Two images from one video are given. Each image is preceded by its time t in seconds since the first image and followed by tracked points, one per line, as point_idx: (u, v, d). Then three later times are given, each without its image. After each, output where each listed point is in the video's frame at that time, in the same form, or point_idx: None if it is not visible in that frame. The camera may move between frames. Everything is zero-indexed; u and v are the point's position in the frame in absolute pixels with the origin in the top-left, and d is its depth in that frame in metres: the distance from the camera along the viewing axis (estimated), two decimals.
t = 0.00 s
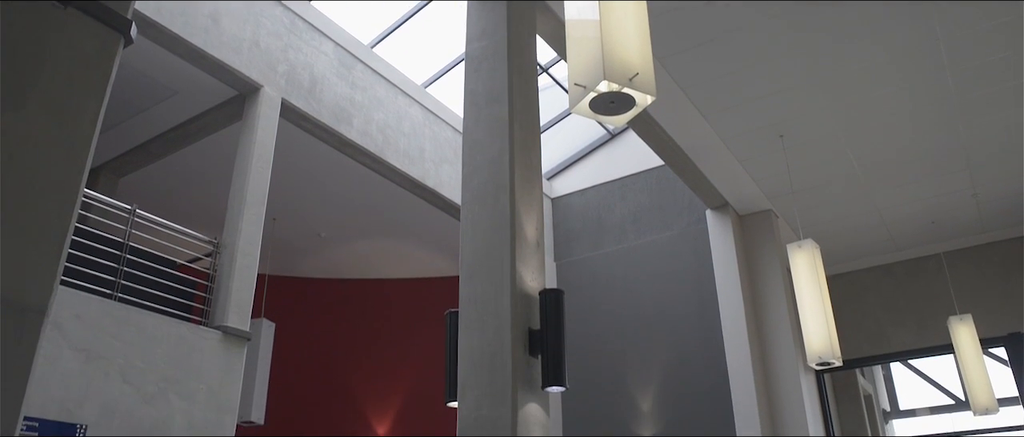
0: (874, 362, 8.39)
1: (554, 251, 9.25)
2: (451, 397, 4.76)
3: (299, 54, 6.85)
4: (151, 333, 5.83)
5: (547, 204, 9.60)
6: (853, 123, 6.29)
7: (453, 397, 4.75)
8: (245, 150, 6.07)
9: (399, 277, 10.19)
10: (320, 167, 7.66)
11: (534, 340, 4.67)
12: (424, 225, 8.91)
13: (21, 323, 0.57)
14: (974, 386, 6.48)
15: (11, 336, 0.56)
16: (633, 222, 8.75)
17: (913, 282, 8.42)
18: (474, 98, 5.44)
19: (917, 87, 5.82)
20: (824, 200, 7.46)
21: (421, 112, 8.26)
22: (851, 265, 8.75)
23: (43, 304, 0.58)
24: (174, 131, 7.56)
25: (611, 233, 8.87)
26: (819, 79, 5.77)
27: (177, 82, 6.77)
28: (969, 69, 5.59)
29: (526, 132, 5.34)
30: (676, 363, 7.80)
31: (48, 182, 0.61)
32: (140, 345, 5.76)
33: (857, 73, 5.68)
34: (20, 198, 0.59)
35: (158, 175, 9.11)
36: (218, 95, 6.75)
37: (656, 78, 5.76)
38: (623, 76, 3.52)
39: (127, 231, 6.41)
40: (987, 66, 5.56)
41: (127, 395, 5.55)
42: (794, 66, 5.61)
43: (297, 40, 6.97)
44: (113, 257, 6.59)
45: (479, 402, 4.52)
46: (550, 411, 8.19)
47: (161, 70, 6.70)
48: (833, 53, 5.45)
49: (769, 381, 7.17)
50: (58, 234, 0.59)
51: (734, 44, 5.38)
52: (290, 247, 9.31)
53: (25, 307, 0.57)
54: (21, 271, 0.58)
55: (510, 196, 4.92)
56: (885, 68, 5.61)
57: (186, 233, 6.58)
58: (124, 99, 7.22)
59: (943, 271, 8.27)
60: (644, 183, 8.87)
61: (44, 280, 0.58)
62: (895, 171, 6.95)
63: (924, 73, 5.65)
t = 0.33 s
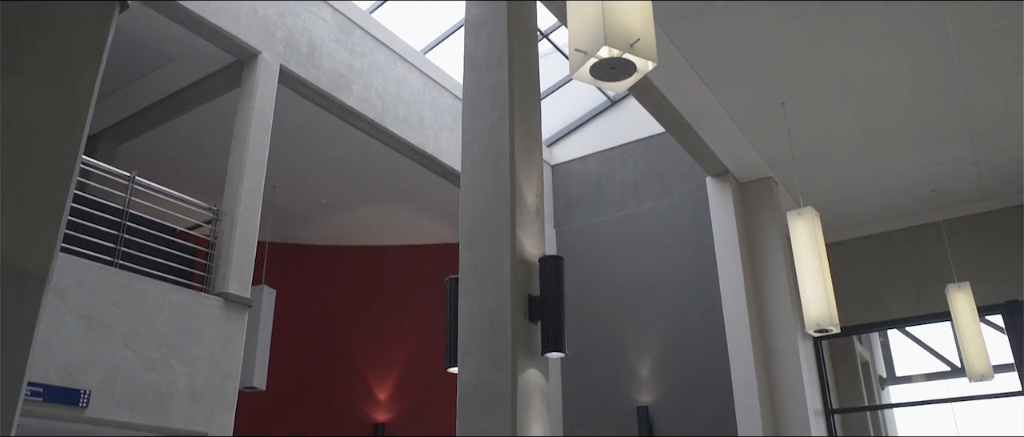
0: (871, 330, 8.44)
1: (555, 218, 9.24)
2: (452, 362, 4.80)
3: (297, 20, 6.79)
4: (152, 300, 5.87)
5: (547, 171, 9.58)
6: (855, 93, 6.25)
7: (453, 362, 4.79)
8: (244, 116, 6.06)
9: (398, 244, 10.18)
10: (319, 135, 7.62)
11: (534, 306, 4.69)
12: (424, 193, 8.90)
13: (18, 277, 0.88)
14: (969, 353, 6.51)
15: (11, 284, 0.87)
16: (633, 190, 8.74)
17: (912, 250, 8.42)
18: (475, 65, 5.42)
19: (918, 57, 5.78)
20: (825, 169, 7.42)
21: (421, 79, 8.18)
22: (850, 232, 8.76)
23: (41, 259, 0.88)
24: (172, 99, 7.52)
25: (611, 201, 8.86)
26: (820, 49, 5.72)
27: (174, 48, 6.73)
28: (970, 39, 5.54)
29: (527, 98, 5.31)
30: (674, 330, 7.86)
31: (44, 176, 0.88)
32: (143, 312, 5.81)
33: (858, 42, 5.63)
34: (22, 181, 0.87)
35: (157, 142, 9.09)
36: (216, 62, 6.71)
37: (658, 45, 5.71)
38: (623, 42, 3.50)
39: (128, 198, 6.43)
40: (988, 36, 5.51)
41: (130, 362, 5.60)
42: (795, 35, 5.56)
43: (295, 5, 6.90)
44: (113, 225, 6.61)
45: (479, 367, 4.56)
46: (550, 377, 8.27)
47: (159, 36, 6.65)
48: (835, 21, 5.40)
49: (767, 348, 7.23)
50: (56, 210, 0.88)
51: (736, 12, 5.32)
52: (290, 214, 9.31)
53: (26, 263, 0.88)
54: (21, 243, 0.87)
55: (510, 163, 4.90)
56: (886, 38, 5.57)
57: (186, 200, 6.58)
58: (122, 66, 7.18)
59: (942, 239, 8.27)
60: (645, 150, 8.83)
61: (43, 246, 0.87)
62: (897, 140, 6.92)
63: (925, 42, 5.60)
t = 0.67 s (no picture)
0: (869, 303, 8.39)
1: (555, 191, 9.22)
2: (451, 336, 4.82)
3: None
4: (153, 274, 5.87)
5: (547, 143, 9.54)
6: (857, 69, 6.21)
7: (453, 335, 4.80)
8: (243, 89, 6.04)
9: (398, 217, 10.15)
10: (319, 107, 7.58)
11: (534, 279, 4.70)
12: (424, 167, 8.88)
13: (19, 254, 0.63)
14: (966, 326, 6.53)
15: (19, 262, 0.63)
16: (633, 163, 8.71)
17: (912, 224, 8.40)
18: (475, 36, 5.38)
19: (922, 35, 5.72)
20: (826, 144, 7.40)
21: (420, 51, 8.11)
22: (850, 205, 8.74)
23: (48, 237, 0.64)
24: (170, 71, 7.47)
25: (611, 174, 8.84)
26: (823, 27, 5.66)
27: (172, 19, 6.67)
28: (975, 17, 5.48)
29: (527, 71, 5.28)
30: (673, 304, 7.88)
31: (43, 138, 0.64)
32: (144, 285, 5.82)
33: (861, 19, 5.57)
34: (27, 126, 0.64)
35: (156, 115, 9.05)
36: (215, 33, 6.67)
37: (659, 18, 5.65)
38: (626, 13, 3.48)
39: (127, 171, 6.42)
40: (993, 15, 5.45)
41: (132, 335, 5.63)
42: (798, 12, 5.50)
43: None
44: (113, 198, 6.61)
45: (479, 340, 4.58)
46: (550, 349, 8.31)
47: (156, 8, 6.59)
48: None
49: (766, 322, 7.26)
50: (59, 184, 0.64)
51: None
52: (291, 188, 9.28)
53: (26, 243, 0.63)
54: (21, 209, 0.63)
55: (510, 136, 4.88)
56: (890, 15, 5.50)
57: (186, 173, 6.57)
58: (120, 38, 7.13)
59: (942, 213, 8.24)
60: (646, 123, 8.78)
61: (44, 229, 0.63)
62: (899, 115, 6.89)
63: (930, 20, 5.54)
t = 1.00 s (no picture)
0: (868, 279, 8.39)
1: (555, 167, 9.20)
2: (451, 311, 4.84)
3: None
4: (153, 250, 5.88)
5: (547, 119, 9.48)
6: (860, 46, 6.16)
7: (453, 311, 4.82)
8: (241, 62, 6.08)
9: (397, 193, 10.09)
10: (317, 82, 7.53)
11: (534, 254, 4.71)
12: (424, 143, 8.84)
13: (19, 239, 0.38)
14: (964, 302, 6.55)
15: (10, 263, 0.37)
16: (633, 139, 8.67)
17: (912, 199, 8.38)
18: (476, 11, 5.34)
19: (927, 12, 5.67)
20: (828, 121, 7.34)
21: (420, 27, 8.02)
22: (850, 181, 8.72)
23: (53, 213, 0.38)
24: (168, 46, 7.42)
25: (612, 149, 8.81)
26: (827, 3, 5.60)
27: None
28: None
29: (527, 46, 5.24)
30: (673, 279, 7.89)
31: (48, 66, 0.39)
32: (145, 261, 5.83)
33: None
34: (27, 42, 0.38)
35: (154, 91, 9.00)
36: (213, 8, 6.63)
37: None
38: None
39: (126, 147, 6.41)
40: None
41: (133, 310, 5.65)
42: None
43: None
44: (113, 173, 6.60)
45: (479, 316, 4.60)
46: (550, 325, 8.34)
47: None
48: None
49: (766, 302, 7.28)
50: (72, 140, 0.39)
51: None
52: (290, 164, 9.25)
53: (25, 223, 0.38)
54: (19, 184, 0.38)
55: (510, 112, 4.86)
56: None
57: (185, 148, 6.54)
58: (117, 11, 7.07)
59: (943, 190, 8.20)
60: (646, 98, 8.74)
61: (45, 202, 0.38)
62: (902, 92, 6.84)
63: None
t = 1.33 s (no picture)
0: (868, 250, 8.36)
1: (555, 138, 9.15)
2: (452, 281, 4.84)
3: None
4: (153, 221, 5.87)
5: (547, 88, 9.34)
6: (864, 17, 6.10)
7: (453, 281, 4.82)
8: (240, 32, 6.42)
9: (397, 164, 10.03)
10: (315, 52, 7.46)
11: (534, 225, 4.71)
12: (423, 114, 8.79)
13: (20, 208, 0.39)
14: (964, 274, 6.60)
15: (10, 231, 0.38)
16: (634, 110, 8.61)
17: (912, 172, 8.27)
18: None
19: None
20: (831, 92, 7.29)
21: None
22: (851, 153, 8.63)
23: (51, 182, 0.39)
24: (164, 16, 7.34)
25: (612, 120, 8.76)
26: None
27: None
28: None
29: (527, 15, 5.19)
30: (673, 250, 7.90)
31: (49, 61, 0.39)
32: (145, 233, 5.83)
33: None
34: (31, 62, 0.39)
35: (151, 62, 8.93)
36: None
37: None
38: None
39: (125, 118, 6.38)
40: None
41: (134, 281, 5.66)
42: None
43: None
44: (112, 145, 6.58)
45: (479, 285, 4.61)
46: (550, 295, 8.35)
47: None
48: None
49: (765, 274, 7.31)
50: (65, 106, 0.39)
51: None
52: (289, 135, 9.21)
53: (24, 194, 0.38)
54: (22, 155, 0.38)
55: (510, 83, 4.84)
56: None
57: (183, 119, 6.52)
58: None
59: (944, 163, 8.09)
60: (647, 69, 8.66)
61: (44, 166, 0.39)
62: (905, 64, 6.79)
63: None
